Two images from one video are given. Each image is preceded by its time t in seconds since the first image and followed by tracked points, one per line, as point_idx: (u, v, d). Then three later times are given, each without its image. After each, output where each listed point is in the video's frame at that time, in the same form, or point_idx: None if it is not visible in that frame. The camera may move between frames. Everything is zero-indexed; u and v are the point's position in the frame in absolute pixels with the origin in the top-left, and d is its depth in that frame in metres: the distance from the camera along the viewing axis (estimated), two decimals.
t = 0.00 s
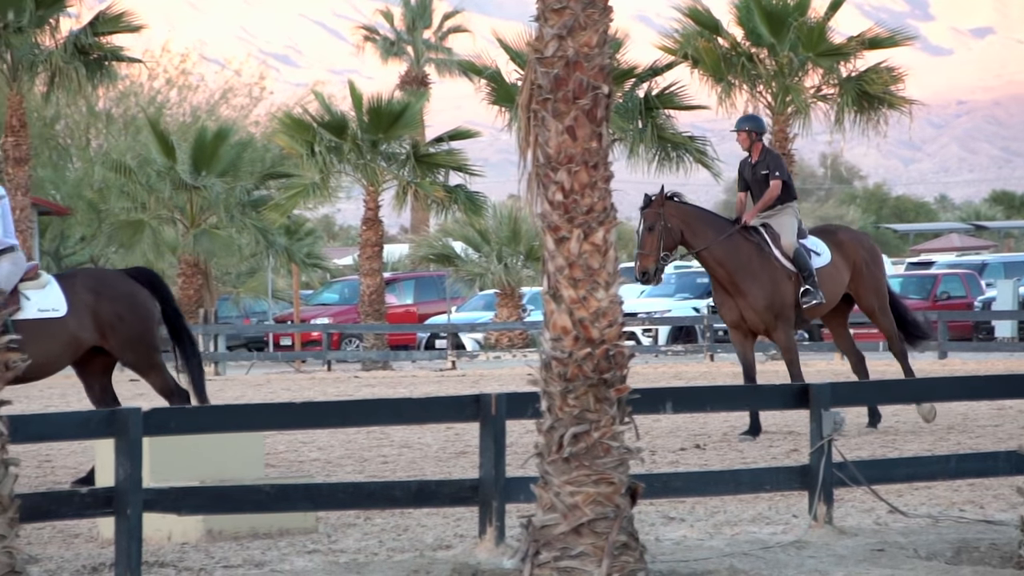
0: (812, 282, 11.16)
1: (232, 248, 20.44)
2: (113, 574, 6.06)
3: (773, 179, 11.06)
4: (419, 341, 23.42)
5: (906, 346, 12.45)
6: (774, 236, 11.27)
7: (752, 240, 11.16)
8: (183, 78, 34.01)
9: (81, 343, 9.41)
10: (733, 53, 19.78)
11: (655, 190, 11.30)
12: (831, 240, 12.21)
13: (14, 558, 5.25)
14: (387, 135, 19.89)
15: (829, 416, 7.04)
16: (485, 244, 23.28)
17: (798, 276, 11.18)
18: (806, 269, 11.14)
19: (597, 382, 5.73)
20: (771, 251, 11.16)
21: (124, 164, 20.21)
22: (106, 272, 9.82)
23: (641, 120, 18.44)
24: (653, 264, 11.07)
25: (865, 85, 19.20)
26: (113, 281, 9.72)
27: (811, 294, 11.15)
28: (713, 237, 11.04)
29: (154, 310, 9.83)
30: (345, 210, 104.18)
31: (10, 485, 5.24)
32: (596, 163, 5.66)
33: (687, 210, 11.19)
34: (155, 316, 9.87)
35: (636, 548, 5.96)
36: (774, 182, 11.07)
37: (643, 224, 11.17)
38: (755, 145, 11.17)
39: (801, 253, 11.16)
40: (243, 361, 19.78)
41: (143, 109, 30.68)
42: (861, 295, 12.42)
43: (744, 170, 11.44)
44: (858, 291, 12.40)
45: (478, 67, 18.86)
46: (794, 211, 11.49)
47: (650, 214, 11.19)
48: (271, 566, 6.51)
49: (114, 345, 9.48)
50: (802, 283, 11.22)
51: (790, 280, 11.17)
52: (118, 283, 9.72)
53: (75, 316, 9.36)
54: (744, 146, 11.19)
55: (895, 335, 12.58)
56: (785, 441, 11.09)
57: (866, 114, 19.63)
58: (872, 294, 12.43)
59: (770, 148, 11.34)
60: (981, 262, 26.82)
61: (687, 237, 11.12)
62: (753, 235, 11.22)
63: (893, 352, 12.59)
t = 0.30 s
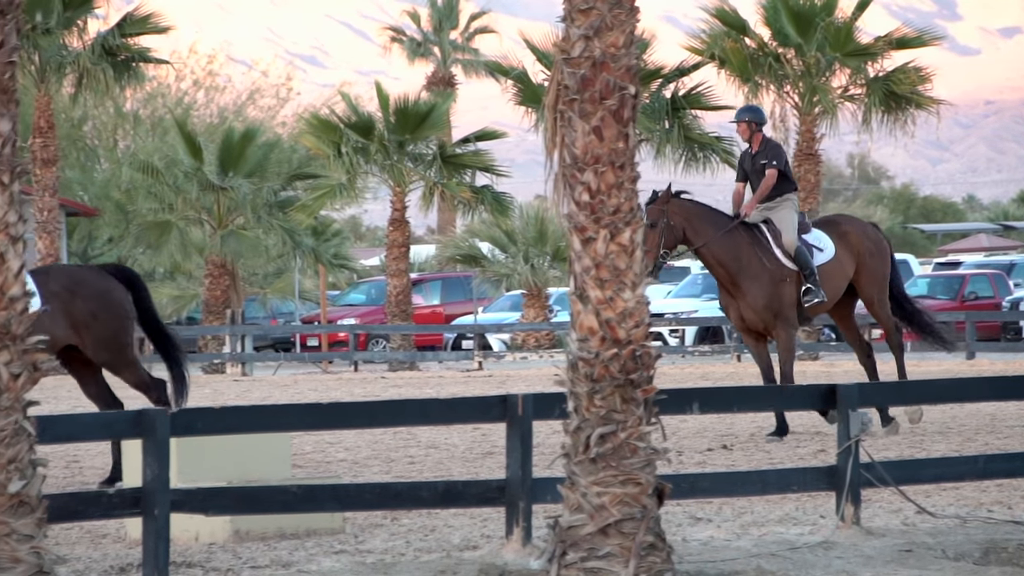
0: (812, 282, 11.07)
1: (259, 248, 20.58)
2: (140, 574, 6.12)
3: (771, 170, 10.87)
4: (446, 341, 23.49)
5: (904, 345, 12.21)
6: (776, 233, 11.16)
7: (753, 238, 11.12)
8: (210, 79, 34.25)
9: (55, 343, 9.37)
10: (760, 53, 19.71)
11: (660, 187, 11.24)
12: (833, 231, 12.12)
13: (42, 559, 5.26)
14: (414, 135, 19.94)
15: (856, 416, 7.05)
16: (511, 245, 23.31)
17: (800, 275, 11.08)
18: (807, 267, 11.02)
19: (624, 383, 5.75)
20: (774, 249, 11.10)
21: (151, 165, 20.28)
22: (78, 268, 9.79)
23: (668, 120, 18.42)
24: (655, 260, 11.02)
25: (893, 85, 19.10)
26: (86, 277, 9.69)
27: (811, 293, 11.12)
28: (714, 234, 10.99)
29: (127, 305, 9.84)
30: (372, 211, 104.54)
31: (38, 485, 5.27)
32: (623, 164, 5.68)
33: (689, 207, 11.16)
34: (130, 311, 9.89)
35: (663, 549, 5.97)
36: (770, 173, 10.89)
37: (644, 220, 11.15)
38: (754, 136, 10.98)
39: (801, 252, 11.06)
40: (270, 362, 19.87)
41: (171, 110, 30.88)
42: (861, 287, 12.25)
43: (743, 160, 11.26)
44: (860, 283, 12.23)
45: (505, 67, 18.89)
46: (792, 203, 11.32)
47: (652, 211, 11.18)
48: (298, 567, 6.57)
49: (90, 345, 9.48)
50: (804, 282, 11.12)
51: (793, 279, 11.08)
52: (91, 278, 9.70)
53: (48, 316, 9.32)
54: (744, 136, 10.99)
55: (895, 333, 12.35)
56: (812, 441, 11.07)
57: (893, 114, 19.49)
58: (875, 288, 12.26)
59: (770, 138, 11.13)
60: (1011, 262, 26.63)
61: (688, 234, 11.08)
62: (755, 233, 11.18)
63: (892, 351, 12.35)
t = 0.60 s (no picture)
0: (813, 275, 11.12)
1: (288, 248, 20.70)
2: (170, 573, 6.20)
3: (773, 163, 10.78)
4: (474, 341, 23.55)
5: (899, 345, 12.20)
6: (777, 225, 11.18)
7: (755, 231, 11.06)
8: (239, 80, 34.45)
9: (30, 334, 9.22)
10: (789, 53, 19.65)
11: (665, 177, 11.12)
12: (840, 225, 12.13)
13: (72, 558, 5.32)
14: (442, 135, 19.99)
15: (885, 416, 7.03)
16: (540, 245, 23.33)
17: (801, 266, 11.11)
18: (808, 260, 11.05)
19: (652, 383, 5.76)
20: (776, 243, 11.09)
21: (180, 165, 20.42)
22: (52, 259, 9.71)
23: (696, 119, 18.40)
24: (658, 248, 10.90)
25: (922, 84, 18.99)
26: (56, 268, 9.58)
27: (811, 287, 11.19)
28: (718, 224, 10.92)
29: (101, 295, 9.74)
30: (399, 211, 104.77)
31: (68, 485, 5.33)
32: (651, 163, 5.70)
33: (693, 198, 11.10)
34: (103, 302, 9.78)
35: (691, 549, 5.98)
36: (772, 165, 10.82)
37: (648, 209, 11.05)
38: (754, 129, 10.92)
39: (801, 244, 11.04)
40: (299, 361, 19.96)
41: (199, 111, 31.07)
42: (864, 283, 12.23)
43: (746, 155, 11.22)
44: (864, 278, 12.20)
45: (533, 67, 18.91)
46: (795, 196, 11.31)
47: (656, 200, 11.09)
48: (327, 567, 6.62)
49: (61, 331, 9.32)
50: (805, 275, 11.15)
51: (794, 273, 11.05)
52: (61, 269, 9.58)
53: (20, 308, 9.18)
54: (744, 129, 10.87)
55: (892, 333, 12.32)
56: (841, 441, 11.04)
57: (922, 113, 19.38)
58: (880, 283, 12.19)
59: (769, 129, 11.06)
60: None
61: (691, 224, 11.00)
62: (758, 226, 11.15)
63: (886, 351, 12.33)
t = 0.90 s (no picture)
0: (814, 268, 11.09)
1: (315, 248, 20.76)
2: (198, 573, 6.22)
3: (773, 159, 10.67)
4: (501, 341, 23.55)
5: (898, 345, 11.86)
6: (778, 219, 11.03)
7: (756, 223, 10.82)
8: (266, 80, 34.60)
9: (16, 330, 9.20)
10: (816, 52, 19.55)
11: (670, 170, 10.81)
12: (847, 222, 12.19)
13: (100, 558, 5.35)
14: (469, 135, 19.97)
15: (913, 416, 6.96)
16: (566, 245, 23.29)
17: (801, 260, 11.07)
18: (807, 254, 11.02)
19: (679, 382, 5.73)
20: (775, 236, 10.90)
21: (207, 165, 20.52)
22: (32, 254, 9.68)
23: (723, 119, 18.33)
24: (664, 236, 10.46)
25: (950, 83, 18.82)
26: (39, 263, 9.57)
27: (811, 282, 11.16)
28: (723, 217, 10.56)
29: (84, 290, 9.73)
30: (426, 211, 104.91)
31: (96, 485, 5.36)
32: (678, 163, 5.68)
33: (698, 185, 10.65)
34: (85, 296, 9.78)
35: (719, 549, 5.94)
36: (772, 161, 10.70)
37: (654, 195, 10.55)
38: (750, 126, 10.77)
39: (801, 238, 11.03)
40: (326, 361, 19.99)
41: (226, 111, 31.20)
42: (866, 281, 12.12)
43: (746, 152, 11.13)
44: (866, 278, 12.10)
45: (560, 67, 18.90)
46: (797, 189, 11.16)
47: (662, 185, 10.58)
48: (354, 566, 6.63)
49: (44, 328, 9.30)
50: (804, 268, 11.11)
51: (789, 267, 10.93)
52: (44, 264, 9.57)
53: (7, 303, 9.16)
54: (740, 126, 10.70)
55: (895, 337, 12.04)
56: (869, 441, 10.95)
57: (950, 112, 19.23)
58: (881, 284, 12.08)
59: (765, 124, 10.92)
60: None
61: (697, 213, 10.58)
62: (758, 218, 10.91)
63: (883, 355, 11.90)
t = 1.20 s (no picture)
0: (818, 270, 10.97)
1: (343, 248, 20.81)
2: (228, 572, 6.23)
3: (775, 160, 10.52)
4: (529, 341, 23.53)
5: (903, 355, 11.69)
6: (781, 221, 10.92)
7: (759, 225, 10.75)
8: (295, 80, 34.73)
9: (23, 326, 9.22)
10: (844, 52, 19.39)
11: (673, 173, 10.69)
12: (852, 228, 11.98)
13: (129, 558, 5.35)
14: (497, 135, 19.98)
15: (943, 416, 6.85)
16: (594, 245, 23.20)
17: (806, 263, 10.98)
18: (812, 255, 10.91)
19: (708, 382, 5.69)
20: (777, 237, 10.84)
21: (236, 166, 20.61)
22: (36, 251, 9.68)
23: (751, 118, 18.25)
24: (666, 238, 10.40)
25: (980, 82, 18.63)
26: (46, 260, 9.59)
27: (817, 282, 10.99)
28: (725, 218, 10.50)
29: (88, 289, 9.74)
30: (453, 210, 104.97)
31: (125, 484, 5.37)
32: (706, 163, 5.64)
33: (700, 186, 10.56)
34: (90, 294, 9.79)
35: (748, 549, 5.90)
36: (774, 163, 10.55)
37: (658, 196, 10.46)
38: (750, 126, 10.57)
39: (806, 239, 10.92)
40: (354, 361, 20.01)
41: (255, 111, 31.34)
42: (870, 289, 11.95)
43: (746, 153, 10.97)
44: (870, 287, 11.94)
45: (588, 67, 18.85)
46: (802, 187, 11.05)
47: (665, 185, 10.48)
48: (382, 566, 6.62)
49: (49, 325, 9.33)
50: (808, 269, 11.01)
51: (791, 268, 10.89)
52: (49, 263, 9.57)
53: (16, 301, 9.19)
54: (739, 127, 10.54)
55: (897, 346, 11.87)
56: (899, 440, 10.84)
57: (980, 112, 19.06)
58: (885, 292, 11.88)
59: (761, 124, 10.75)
60: None
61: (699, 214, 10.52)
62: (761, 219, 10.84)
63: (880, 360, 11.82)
